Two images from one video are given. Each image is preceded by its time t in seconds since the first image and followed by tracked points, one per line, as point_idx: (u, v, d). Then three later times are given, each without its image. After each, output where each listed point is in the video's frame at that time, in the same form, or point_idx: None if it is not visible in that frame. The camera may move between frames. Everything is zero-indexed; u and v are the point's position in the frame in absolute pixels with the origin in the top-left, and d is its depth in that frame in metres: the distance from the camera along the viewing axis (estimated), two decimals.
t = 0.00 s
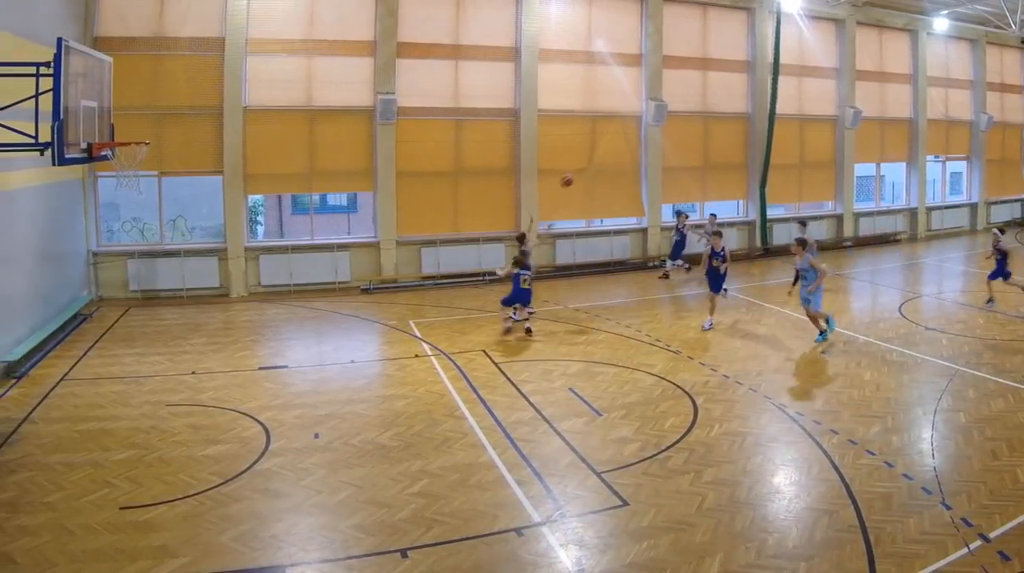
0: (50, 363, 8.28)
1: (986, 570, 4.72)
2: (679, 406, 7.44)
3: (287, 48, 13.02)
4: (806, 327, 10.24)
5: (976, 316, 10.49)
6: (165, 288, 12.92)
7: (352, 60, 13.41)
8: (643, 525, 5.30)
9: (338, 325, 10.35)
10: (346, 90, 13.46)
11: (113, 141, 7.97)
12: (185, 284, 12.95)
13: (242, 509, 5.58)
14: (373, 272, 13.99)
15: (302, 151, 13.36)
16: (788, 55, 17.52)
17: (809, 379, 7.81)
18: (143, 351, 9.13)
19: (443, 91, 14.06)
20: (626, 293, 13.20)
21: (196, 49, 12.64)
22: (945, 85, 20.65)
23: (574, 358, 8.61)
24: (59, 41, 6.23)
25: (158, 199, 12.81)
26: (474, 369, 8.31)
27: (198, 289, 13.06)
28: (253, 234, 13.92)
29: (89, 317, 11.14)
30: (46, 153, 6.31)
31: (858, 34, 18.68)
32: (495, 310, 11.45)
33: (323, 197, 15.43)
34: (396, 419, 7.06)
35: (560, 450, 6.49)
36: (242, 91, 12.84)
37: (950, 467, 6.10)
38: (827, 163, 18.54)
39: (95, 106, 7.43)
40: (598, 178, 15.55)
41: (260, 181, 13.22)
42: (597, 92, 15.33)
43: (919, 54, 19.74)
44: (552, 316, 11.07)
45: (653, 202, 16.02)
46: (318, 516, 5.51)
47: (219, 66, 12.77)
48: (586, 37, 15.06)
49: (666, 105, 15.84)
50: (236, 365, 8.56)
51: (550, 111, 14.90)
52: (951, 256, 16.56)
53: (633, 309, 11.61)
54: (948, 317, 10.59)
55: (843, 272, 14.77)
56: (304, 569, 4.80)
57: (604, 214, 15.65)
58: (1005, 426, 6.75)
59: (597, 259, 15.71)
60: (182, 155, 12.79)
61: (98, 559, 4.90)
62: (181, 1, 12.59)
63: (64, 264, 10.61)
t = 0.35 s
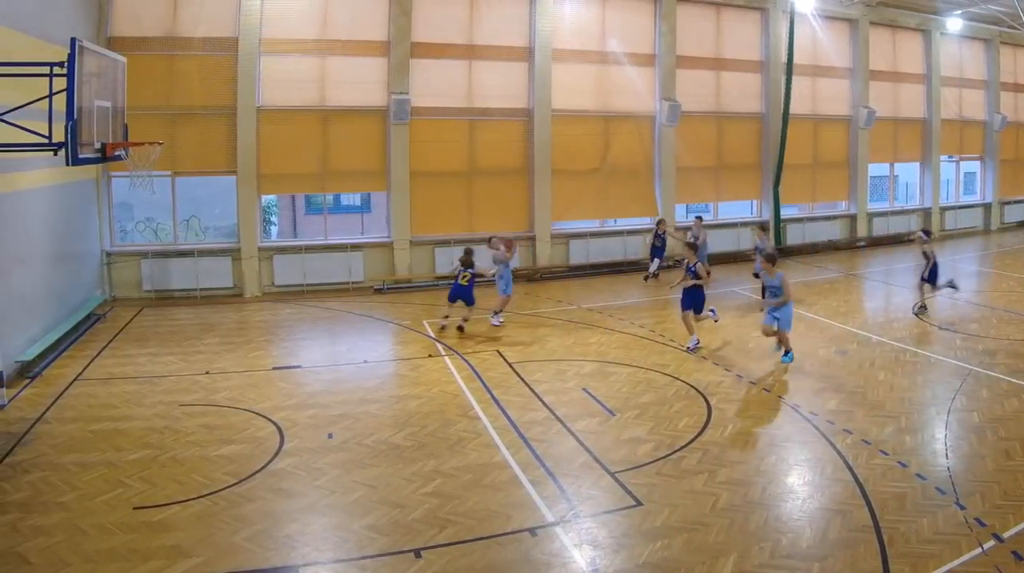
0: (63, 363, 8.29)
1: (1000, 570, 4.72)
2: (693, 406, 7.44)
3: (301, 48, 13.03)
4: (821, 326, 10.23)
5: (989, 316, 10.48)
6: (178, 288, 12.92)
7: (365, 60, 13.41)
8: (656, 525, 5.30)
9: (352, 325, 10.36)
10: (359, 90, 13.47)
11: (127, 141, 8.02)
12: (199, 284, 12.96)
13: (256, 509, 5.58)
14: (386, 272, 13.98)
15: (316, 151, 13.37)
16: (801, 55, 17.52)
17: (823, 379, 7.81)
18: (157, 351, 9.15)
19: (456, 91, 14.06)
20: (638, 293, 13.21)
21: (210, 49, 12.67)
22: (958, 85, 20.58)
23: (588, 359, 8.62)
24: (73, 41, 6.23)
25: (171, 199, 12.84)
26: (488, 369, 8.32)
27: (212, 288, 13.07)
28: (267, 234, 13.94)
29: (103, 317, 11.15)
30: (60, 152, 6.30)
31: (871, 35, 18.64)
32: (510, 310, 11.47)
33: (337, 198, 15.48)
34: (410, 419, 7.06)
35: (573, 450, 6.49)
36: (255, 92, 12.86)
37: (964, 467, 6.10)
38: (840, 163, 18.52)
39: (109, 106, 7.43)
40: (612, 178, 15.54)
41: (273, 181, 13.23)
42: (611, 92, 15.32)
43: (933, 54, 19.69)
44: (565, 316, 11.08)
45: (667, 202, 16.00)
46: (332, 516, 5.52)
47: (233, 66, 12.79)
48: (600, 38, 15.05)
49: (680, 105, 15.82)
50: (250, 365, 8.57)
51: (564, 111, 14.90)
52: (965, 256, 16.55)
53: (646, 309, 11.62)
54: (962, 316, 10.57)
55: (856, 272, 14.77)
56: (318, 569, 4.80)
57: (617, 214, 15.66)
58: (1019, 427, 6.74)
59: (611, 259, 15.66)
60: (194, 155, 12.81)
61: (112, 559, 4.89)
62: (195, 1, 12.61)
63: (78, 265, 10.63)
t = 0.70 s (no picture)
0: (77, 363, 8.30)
1: (1015, 570, 4.72)
2: (706, 406, 7.44)
3: (315, 48, 13.04)
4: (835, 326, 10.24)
5: (1004, 316, 10.47)
6: (192, 287, 12.94)
7: (379, 60, 13.41)
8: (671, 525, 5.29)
9: (366, 325, 10.36)
10: (373, 90, 13.47)
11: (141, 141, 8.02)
12: (212, 283, 12.98)
13: (270, 509, 5.58)
14: (400, 272, 14.02)
15: (330, 151, 13.37)
16: (815, 55, 17.51)
17: (836, 379, 7.81)
18: (172, 351, 9.16)
19: (470, 91, 14.06)
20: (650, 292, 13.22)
21: (224, 49, 12.68)
22: (972, 85, 20.54)
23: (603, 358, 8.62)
24: (87, 41, 6.23)
25: (185, 200, 12.86)
26: (502, 369, 8.32)
27: (225, 288, 13.09)
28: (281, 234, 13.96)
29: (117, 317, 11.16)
30: (74, 152, 6.29)
31: (885, 34, 18.60)
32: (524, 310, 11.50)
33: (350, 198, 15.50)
34: (424, 419, 7.07)
35: (587, 450, 6.49)
36: (269, 91, 12.86)
37: (978, 467, 6.10)
38: (853, 163, 18.49)
39: (123, 106, 7.43)
40: (626, 178, 15.52)
41: (287, 181, 13.24)
42: (625, 92, 15.31)
43: (947, 54, 19.64)
44: (579, 315, 11.08)
45: (681, 202, 15.97)
46: (345, 516, 5.51)
47: (247, 66, 12.81)
48: (614, 38, 15.04)
49: (693, 105, 15.81)
50: (264, 365, 8.58)
51: (577, 111, 14.89)
52: (979, 257, 16.55)
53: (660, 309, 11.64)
54: (977, 316, 10.56)
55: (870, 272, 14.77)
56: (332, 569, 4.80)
57: (631, 214, 15.65)
58: None
59: (624, 259, 15.68)
60: (205, 156, 12.82)
61: (125, 559, 4.89)
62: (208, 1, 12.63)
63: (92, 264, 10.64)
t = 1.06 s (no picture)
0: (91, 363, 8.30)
1: None
2: (719, 406, 7.46)
3: (329, 48, 13.05)
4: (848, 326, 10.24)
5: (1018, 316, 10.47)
6: (206, 287, 12.93)
7: (393, 60, 13.42)
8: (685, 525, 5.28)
9: (379, 325, 10.37)
10: (387, 90, 13.48)
11: (154, 141, 8.02)
12: (226, 283, 12.98)
13: (284, 509, 5.57)
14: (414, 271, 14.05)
15: (344, 151, 13.38)
16: (829, 55, 17.51)
17: (849, 379, 7.82)
18: (186, 351, 9.18)
19: (484, 91, 14.07)
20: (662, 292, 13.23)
21: (238, 49, 12.70)
22: (986, 85, 20.51)
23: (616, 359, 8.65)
24: (101, 41, 6.23)
25: (199, 200, 12.88)
26: (516, 369, 8.33)
27: (239, 288, 13.09)
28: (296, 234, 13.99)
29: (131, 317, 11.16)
30: (87, 152, 6.28)
31: (899, 35, 18.57)
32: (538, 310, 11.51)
33: (365, 198, 15.55)
34: (437, 419, 7.08)
35: (601, 450, 6.49)
36: (283, 91, 12.87)
37: (992, 467, 6.09)
38: (866, 163, 18.47)
39: (136, 106, 7.45)
40: (640, 178, 15.53)
41: (301, 181, 13.24)
42: (639, 92, 15.31)
43: (960, 54, 19.61)
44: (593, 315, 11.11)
45: (695, 201, 15.96)
46: (358, 517, 5.51)
47: (260, 66, 12.82)
48: (628, 38, 15.04)
49: (707, 105, 15.79)
50: (277, 365, 8.60)
51: (591, 111, 14.89)
52: (993, 256, 16.55)
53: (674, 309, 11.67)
54: (991, 316, 10.56)
55: (883, 273, 14.77)
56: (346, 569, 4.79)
57: (644, 214, 15.65)
58: None
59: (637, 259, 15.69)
60: (215, 156, 12.82)
61: (139, 559, 4.88)
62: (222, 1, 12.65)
63: (106, 264, 10.66)
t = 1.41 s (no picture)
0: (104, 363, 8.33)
1: None
2: (733, 406, 7.46)
3: (342, 48, 13.07)
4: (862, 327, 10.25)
5: None
6: (219, 287, 12.95)
7: (408, 60, 13.44)
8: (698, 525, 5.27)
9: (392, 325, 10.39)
10: (402, 90, 13.49)
11: (168, 141, 8.03)
12: (240, 284, 12.99)
13: (297, 509, 5.56)
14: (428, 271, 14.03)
15: (358, 151, 13.39)
16: (843, 55, 17.51)
17: (863, 378, 7.82)
18: (201, 351, 9.21)
19: (499, 91, 14.08)
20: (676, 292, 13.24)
21: (252, 49, 12.72)
22: (1000, 85, 20.47)
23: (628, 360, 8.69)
24: (115, 41, 6.22)
25: (213, 199, 12.93)
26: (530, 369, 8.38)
27: (252, 288, 13.11)
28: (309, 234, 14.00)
29: (144, 317, 11.19)
30: (102, 152, 6.27)
31: (912, 35, 18.57)
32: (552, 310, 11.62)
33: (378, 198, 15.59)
34: (451, 419, 7.09)
35: (614, 450, 6.50)
36: (297, 91, 12.89)
37: (1006, 467, 6.08)
38: (880, 163, 18.46)
39: (150, 105, 7.46)
40: (653, 178, 15.53)
41: (314, 180, 13.26)
42: (652, 92, 15.31)
43: (974, 53, 19.58)
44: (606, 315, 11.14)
45: (709, 201, 15.95)
46: (371, 516, 5.50)
47: (274, 67, 12.84)
48: (642, 38, 15.05)
49: (721, 105, 15.79)
50: (292, 365, 8.62)
51: (605, 111, 14.90)
52: (1008, 257, 16.56)
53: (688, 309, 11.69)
54: (1006, 316, 10.55)
55: (897, 273, 14.77)
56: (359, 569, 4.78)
57: (658, 213, 15.65)
58: None
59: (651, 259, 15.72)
60: (224, 157, 12.84)
61: (152, 559, 4.87)
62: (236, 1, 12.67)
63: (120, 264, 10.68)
